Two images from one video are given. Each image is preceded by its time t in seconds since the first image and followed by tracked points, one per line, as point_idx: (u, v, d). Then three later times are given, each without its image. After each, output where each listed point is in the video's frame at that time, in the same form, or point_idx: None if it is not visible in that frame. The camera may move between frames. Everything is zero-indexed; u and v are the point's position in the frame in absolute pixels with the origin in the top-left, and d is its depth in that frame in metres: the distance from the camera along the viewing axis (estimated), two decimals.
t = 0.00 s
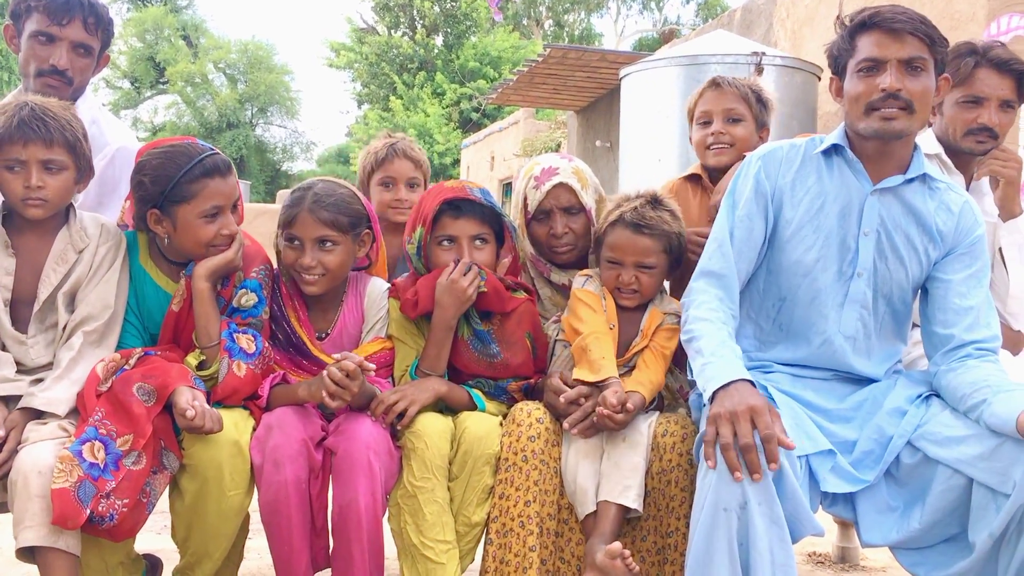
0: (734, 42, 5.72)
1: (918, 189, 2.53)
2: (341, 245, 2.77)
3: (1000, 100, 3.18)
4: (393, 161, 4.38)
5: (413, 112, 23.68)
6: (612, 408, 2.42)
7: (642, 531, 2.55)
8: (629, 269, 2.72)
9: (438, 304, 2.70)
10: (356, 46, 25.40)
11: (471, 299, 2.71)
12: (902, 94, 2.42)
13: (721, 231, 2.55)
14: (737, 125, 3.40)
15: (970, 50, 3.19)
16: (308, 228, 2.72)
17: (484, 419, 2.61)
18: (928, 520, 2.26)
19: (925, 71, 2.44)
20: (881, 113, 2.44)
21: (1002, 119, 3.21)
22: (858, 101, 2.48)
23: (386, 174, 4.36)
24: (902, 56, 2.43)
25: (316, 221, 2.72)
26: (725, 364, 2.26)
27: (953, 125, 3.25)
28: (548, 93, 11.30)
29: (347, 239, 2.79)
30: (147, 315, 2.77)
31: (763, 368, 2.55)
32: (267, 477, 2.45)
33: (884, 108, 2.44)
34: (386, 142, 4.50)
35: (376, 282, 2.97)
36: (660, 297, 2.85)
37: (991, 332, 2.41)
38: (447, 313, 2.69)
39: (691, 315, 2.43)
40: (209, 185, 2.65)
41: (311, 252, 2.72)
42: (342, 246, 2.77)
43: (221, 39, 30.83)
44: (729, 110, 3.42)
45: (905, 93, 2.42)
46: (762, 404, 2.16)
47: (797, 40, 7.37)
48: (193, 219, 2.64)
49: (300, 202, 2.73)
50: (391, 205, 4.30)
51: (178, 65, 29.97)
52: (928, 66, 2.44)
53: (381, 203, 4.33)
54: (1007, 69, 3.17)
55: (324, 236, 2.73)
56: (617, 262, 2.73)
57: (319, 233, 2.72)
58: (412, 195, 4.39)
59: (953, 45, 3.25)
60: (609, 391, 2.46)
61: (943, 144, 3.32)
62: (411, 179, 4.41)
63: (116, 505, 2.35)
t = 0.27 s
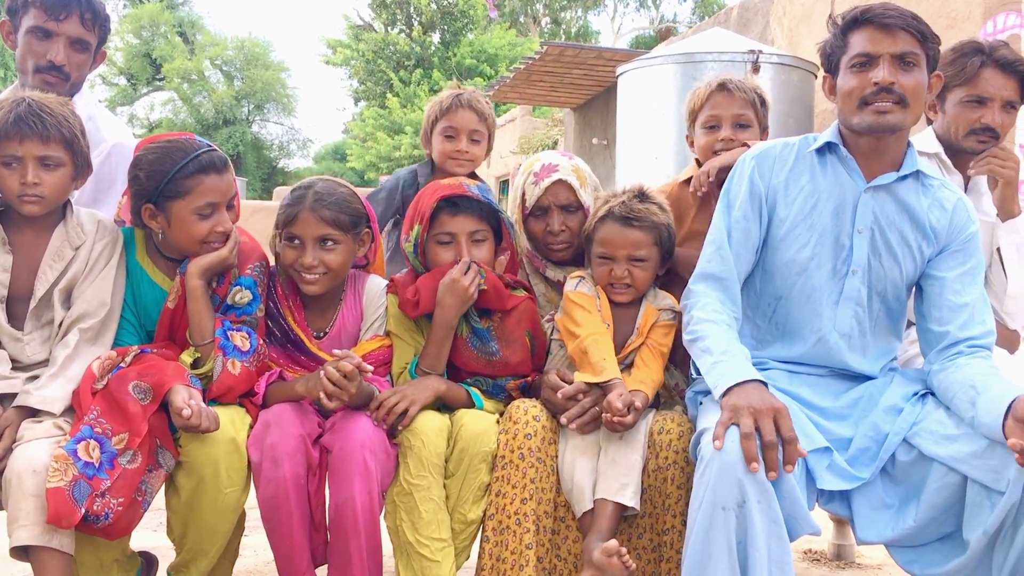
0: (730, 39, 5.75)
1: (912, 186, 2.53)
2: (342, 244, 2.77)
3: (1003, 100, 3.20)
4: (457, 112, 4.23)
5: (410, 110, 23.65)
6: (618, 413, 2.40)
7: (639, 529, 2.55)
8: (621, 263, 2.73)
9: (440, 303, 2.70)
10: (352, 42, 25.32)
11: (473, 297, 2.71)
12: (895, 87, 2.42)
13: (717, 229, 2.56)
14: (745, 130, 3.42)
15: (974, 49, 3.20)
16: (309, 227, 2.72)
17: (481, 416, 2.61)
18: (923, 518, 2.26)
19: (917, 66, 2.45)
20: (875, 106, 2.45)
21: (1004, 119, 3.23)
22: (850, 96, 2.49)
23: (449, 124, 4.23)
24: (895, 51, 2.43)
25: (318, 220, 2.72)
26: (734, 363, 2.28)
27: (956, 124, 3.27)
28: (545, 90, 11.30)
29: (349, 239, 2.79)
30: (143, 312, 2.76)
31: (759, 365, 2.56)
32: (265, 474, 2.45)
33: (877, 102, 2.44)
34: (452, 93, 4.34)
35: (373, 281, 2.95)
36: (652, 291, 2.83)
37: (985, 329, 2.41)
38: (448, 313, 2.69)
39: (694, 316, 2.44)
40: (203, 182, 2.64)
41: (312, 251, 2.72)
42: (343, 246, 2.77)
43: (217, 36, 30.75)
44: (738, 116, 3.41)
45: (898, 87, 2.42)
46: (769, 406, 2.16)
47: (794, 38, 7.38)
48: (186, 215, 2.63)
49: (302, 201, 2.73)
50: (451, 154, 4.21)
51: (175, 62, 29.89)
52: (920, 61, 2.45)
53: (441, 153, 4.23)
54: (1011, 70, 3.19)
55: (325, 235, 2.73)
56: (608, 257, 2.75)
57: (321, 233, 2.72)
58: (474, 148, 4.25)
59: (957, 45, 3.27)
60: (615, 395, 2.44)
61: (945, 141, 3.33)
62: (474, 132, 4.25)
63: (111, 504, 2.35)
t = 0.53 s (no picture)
0: (728, 38, 5.77)
1: (909, 184, 2.53)
2: (339, 232, 2.77)
3: (1000, 98, 3.20)
4: (478, 86, 4.18)
5: (408, 108, 23.63)
6: (604, 408, 2.41)
7: (636, 527, 2.55)
8: (615, 262, 2.71)
9: (434, 302, 2.70)
10: (350, 41, 25.29)
11: (468, 297, 2.71)
12: (896, 85, 2.41)
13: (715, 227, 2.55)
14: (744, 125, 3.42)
15: (972, 47, 3.20)
16: (306, 214, 2.72)
17: (478, 415, 2.61)
18: (921, 517, 2.26)
19: (917, 64, 2.45)
20: (875, 103, 2.44)
21: (1002, 117, 3.24)
22: (851, 93, 2.48)
23: (469, 97, 4.17)
24: (895, 49, 2.43)
25: (315, 206, 2.73)
26: (731, 363, 2.27)
27: (953, 122, 3.27)
28: (543, 88, 11.29)
29: (345, 227, 2.79)
30: (140, 310, 2.76)
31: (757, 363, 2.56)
32: (262, 471, 2.45)
33: (878, 99, 2.44)
34: (473, 65, 4.27)
35: (369, 278, 2.93)
36: (646, 288, 2.83)
37: (982, 327, 2.41)
38: (443, 310, 2.69)
39: (693, 314, 2.43)
40: (200, 181, 2.63)
41: (309, 238, 2.72)
42: (340, 234, 2.77)
43: (214, 34, 30.69)
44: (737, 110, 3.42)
45: (898, 84, 2.41)
46: (762, 405, 2.16)
47: (792, 36, 7.39)
48: (184, 215, 2.62)
49: (300, 188, 2.74)
50: (469, 128, 4.16)
51: (172, 60, 29.84)
52: (920, 58, 2.45)
53: (459, 126, 4.18)
54: (1010, 68, 3.19)
55: (323, 223, 2.73)
56: (601, 256, 2.73)
57: (317, 219, 2.73)
58: (492, 124, 4.22)
59: (954, 43, 3.27)
60: (602, 391, 2.45)
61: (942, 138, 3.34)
62: (494, 107, 4.21)
63: (108, 502, 2.34)
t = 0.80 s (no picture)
0: (726, 37, 5.77)
1: (910, 184, 2.53)
2: (330, 229, 2.77)
3: (995, 97, 3.20)
4: (473, 73, 4.23)
5: (407, 108, 23.62)
6: (584, 397, 2.42)
7: (635, 526, 2.55)
8: (611, 259, 2.70)
9: (427, 303, 2.69)
10: (348, 40, 25.29)
11: (461, 294, 2.69)
12: (869, 90, 2.44)
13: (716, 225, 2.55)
14: (749, 126, 3.41)
15: (966, 47, 3.22)
16: (296, 214, 2.72)
17: (476, 414, 2.60)
18: (921, 516, 2.26)
19: (898, 65, 2.43)
20: (852, 109, 2.47)
21: (997, 115, 3.24)
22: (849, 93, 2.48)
23: (465, 85, 4.22)
24: (893, 48, 2.43)
25: (304, 206, 2.72)
26: (731, 362, 2.26)
27: (949, 122, 3.28)
28: (541, 89, 11.29)
29: (336, 223, 2.79)
30: (139, 309, 2.75)
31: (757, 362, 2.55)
32: (261, 470, 2.44)
33: (854, 104, 2.47)
34: (467, 53, 4.32)
35: (366, 274, 2.95)
36: (642, 286, 2.82)
37: (982, 327, 2.40)
38: (435, 307, 2.68)
39: (693, 312, 2.42)
40: (202, 182, 2.63)
41: (301, 238, 2.72)
42: (331, 231, 2.77)
43: (212, 34, 30.66)
44: (740, 112, 3.40)
45: (873, 89, 2.44)
46: (762, 404, 2.15)
47: (789, 36, 7.41)
48: (186, 215, 2.62)
49: (288, 189, 2.74)
50: (466, 116, 4.20)
51: (169, 60, 29.81)
52: (902, 60, 2.42)
53: (455, 114, 4.22)
54: (1004, 66, 3.19)
55: (313, 222, 2.73)
56: (597, 253, 2.72)
57: (307, 218, 2.72)
58: (489, 111, 4.26)
59: (949, 42, 3.28)
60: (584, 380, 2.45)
61: (937, 138, 3.34)
62: (490, 94, 4.26)
63: (107, 501, 2.33)
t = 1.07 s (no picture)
0: (726, 38, 5.78)
1: (909, 185, 2.53)
2: (323, 226, 2.77)
3: (993, 97, 3.20)
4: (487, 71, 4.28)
5: (407, 109, 23.64)
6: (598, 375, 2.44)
7: (635, 528, 2.55)
8: (606, 262, 2.69)
9: (422, 304, 2.69)
10: (348, 41, 25.30)
11: (455, 294, 2.69)
12: (842, 94, 2.47)
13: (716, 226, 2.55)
14: (747, 126, 3.42)
15: (963, 48, 3.22)
16: (289, 212, 2.73)
17: (476, 415, 2.60)
18: (920, 517, 2.26)
19: (872, 68, 2.43)
20: (830, 113, 2.50)
21: (995, 116, 3.25)
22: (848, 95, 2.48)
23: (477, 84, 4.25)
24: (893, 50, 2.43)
25: (296, 204, 2.73)
26: (730, 363, 2.27)
27: (947, 122, 3.29)
28: (541, 90, 11.29)
29: (329, 221, 2.80)
30: (138, 311, 2.76)
31: (756, 363, 2.56)
32: (258, 469, 2.44)
33: (830, 109, 2.50)
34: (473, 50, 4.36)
35: (365, 277, 2.97)
36: (637, 287, 2.82)
37: (983, 326, 2.40)
38: (430, 307, 2.68)
39: (692, 312, 2.43)
40: (199, 185, 2.63)
41: (294, 236, 2.73)
42: (324, 228, 2.77)
43: (212, 35, 30.67)
44: (739, 112, 3.41)
45: (845, 94, 2.46)
46: (761, 405, 2.16)
47: (789, 37, 7.43)
48: (183, 218, 2.62)
49: (279, 188, 2.75)
50: (479, 115, 4.24)
51: (170, 61, 29.83)
52: (875, 62, 2.42)
53: (468, 112, 4.23)
54: (1002, 67, 3.19)
55: (305, 219, 2.73)
56: (591, 256, 2.70)
57: (300, 215, 2.73)
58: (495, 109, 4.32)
59: (947, 43, 3.29)
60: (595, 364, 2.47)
61: (936, 139, 3.34)
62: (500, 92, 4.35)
63: (107, 502, 2.34)
